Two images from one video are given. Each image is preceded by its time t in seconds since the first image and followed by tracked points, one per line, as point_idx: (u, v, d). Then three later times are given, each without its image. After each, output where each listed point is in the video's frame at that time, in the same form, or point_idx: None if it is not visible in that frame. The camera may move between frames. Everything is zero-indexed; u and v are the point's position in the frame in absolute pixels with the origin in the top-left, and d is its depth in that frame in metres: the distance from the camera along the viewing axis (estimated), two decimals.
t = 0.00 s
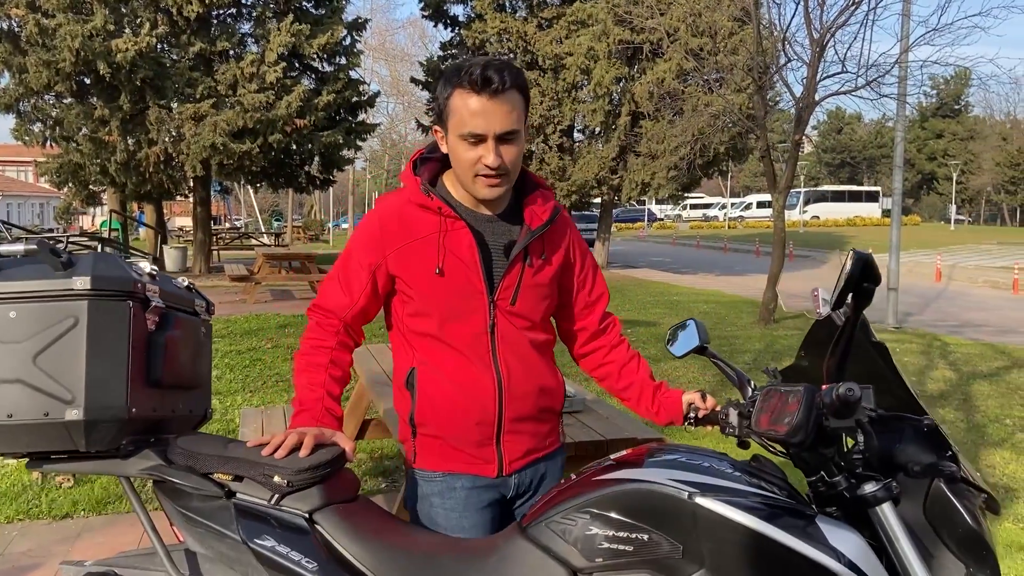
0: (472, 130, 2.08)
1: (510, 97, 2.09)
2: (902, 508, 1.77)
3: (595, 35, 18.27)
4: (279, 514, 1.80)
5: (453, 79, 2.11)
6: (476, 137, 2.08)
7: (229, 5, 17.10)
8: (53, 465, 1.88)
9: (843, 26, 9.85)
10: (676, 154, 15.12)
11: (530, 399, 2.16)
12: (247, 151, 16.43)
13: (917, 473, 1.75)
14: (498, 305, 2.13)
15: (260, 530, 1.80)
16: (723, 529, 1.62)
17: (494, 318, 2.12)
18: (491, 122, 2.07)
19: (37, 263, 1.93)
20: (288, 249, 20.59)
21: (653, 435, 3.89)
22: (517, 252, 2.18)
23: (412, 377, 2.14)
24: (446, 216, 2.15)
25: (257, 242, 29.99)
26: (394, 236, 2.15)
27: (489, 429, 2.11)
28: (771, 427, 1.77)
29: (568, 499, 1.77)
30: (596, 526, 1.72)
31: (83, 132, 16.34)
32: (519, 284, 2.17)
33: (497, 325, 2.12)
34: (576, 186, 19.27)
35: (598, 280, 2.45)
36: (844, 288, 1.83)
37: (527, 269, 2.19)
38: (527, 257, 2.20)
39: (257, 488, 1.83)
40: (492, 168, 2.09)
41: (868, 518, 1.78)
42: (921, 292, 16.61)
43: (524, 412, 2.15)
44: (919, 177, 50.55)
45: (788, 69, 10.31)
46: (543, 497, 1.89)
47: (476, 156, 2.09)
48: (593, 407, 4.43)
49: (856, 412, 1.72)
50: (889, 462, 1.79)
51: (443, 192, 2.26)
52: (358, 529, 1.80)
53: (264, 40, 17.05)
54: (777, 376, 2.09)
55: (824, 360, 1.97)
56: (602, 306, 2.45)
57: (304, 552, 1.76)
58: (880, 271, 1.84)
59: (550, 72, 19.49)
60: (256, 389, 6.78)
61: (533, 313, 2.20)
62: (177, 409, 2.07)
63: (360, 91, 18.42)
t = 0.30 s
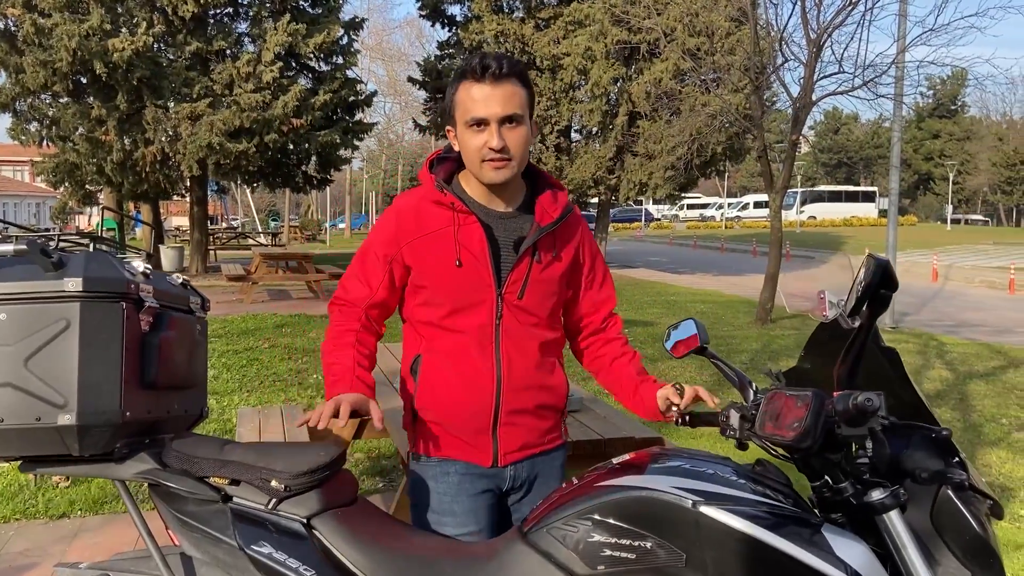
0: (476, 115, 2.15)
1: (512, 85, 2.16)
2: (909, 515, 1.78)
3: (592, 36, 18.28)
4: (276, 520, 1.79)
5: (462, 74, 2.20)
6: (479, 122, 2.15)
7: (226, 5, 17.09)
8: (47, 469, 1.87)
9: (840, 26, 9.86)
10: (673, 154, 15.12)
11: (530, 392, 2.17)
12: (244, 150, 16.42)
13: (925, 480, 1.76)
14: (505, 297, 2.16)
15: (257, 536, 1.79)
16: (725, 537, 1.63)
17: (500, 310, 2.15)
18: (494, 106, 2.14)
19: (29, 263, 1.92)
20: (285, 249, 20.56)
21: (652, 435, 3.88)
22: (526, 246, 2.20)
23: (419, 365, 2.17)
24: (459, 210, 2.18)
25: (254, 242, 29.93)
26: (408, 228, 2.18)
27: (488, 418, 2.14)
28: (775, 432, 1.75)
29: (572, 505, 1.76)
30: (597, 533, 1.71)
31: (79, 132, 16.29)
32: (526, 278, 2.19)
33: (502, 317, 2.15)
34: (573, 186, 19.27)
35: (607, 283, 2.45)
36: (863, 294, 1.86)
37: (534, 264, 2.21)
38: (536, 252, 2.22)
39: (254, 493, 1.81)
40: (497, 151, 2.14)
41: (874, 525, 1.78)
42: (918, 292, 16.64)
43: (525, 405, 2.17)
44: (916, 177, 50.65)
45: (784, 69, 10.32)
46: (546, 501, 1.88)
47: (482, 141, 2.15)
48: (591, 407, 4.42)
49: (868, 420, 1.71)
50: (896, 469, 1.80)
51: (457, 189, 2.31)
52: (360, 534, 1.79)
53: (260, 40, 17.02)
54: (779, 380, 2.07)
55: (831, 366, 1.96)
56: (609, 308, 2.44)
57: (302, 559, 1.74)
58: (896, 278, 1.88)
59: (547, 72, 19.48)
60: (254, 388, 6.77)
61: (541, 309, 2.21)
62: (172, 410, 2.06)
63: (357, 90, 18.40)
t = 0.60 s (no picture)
0: (467, 110, 2.17)
1: (502, 82, 2.19)
2: (901, 512, 1.80)
3: (589, 36, 18.28)
4: (274, 517, 1.80)
5: (454, 72, 2.23)
6: (469, 116, 2.17)
7: (223, 5, 17.08)
8: (46, 467, 1.88)
9: (837, 27, 9.88)
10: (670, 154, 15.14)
11: (512, 387, 2.18)
12: (240, 150, 16.40)
13: (918, 477, 1.78)
14: (487, 292, 2.17)
15: (255, 533, 1.80)
16: (718, 532, 1.64)
17: (482, 304, 2.16)
18: (484, 101, 2.17)
19: (29, 261, 1.92)
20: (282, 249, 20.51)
21: (648, 434, 3.89)
22: (507, 240, 2.21)
23: (404, 359, 2.20)
24: (444, 206, 2.20)
25: (251, 242, 29.88)
26: (396, 225, 2.20)
27: (468, 412, 2.16)
28: (769, 430, 1.76)
29: (567, 503, 1.77)
30: (593, 530, 1.72)
31: (76, 132, 16.27)
32: (508, 273, 2.20)
33: (483, 311, 2.16)
34: (570, 186, 19.26)
35: (592, 282, 2.45)
36: (855, 292, 1.88)
37: (516, 258, 2.23)
38: (517, 245, 2.24)
39: (251, 490, 1.83)
40: (487, 144, 2.17)
41: (867, 522, 1.79)
42: (914, 292, 16.67)
43: (507, 401, 2.18)
44: (912, 178, 50.72)
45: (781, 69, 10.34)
46: (542, 498, 1.89)
47: (472, 135, 2.18)
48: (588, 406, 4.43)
49: (861, 417, 1.73)
50: (890, 466, 1.82)
51: (446, 187, 2.33)
52: (355, 530, 1.80)
53: (256, 40, 17.00)
54: (774, 378, 2.08)
55: (825, 364, 1.98)
56: (594, 307, 2.42)
57: (301, 555, 1.75)
58: (889, 276, 1.90)
59: (545, 73, 19.48)
60: (251, 388, 6.77)
61: (523, 305, 2.22)
62: (170, 408, 2.06)
63: (354, 90, 18.39)
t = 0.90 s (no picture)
0: (440, 118, 2.22)
1: (475, 95, 2.25)
2: (897, 511, 1.81)
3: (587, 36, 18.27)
4: (274, 516, 1.81)
5: (426, 77, 2.27)
6: (443, 125, 2.23)
7: (221, 5, 17.06)
8: (46, 467, 1.89)
9: (834, 27, 9.90)
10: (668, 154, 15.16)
11: (457, 381, 2.23)
12: (237, 150, 16.38)
13: (914, 477, 1.79)
14: (433, 289, 2.23)
15: (254, 533, 1.80)
16: (716, 532, 1.65)
17: (428, 300, 2.23)
18: (458, 111, 2.22)
19: (28, 262, 1.92)
20: (280, 248, 20.49)
21: (646, 433, 3.91)
22: (452, 234, 2.27)
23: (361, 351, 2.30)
24: (396, 205, 2.30)
25: (249, 242, 29.85)
26: (353, 224, 2.29)
27: (416, 406, 2.23)
28: (767, 429, 1.77)
29: (564, 502, 1.78)
30: (591, 529, 1.73)
31: (73, 132, 16.25)
32: (455, 267, 2.25)
33: (429, 307, 2.22)
34: (568, 186, 19.25)
35: (555, 274, 2.41)
36: (851, 292, 1.87)
37: (461, 253, 2.27)
38: (462, 240, 2.28)
39: (251, 489, 1.83)
40: (456, 155, 2.23)
41: (864, 521, 1.80)
42: (911, 293, 16.69)
43: (453, 395, 2.23)
44: (909, 178, 50.80)
45: (779, 69, 10.34)
46: (539, 498, 1.90)
47: (441, 142, 2.23)
48: (587, 406, 4.44)
49: (858, 416, 1.73)
50: (886, 466, 1.83)
51: (405, 188, 2.41)
52: (353, 528, 1.81)
53: (254, 39, 16.98)
54: (772, 378, 2.10)
55: (824, 364, 1.99)
56: (557, 299, 2.37)
57: (300, 554, 1.76)
58: (885, 276, 1.88)
59: (542, 73, 19.48)
60: (249, 388, 6.77)
61: (473, 301, 2.26)
62: (170, 408, 2.07)
63: (352, 90, 18.38)
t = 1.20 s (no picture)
0: (410, 132, 2.23)
1: (444, 108, 2.25)
2: (897, 508, 1.83)
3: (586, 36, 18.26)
4: (276, 514, 1.81)
5: (394, 87, 2.26)
6: (413, 138, 2.24)
7: (220, 5, 17.06)
8: (49, 464, 1.89)
9: (833, 27, 9.91)
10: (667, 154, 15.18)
11: (427, 379, 2.28)
12: (236, 150, 16.37)
13: (914, 475, 1.80)
14: (402, 289, 2.28)
15: (257, 530, 1.81)
16: (717, 530, 1.66)
17: (397, 301, 2.27)
18: (426, 126, 2.23)
19: (32, 261, 1.93)
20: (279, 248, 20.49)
21: (645, 432, 3.91)
22: (419, 234, 2.31)
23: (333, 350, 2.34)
24: (364, 207, 2.33)
25: (247, 242, 29.82)
26: (323, 227, 2.31)
27: (387, 403, 2.29)
28: (768, 427, 1.78)
29: (566, 500, 1.79)
30: (593, 527, 1.74)
31: (72, 131, 16.23)
32: (423, 268, 2.30)
33: (398, 307, 2.27)
34: (567, 186, 19.24)
35: (520, 270, 2.45)
36: (851, 292, 1.88)
37: (429, 253, 2.32)
38: (430, 240, 2.33)
39: (254, 488, 1.84)
40: (425, 168, 2.25)
41: (864, 518, 1.81)
42: (910, 293, 16.71)
43: (423, 393, 2.28)
44: (907, 178, 50.86)
45: (777, 70, 10.35)
46: (538, 496, 1.91)
47: (410, 156, 2.25)
48: (587, 405, 4.45)
49: (858, 414, 1.74)
50: (886, 464, 1.85)
51: (375, 190, 2.44)
52: (354, 526, 1.82)
53: (252, 39, 16.99)
54: (773, 377, 2.11)
55: (824, 363, 2.00)
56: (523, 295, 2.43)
57: (303, 552, 1.77)
58: (885, 274, 1.89)
59: (541, 73, 19.48)
60: (248, 388, 6.77)
61: (441, 300, 2.31)
62: (173, 407, 2.08)
63: (350, 90, 18.39)
